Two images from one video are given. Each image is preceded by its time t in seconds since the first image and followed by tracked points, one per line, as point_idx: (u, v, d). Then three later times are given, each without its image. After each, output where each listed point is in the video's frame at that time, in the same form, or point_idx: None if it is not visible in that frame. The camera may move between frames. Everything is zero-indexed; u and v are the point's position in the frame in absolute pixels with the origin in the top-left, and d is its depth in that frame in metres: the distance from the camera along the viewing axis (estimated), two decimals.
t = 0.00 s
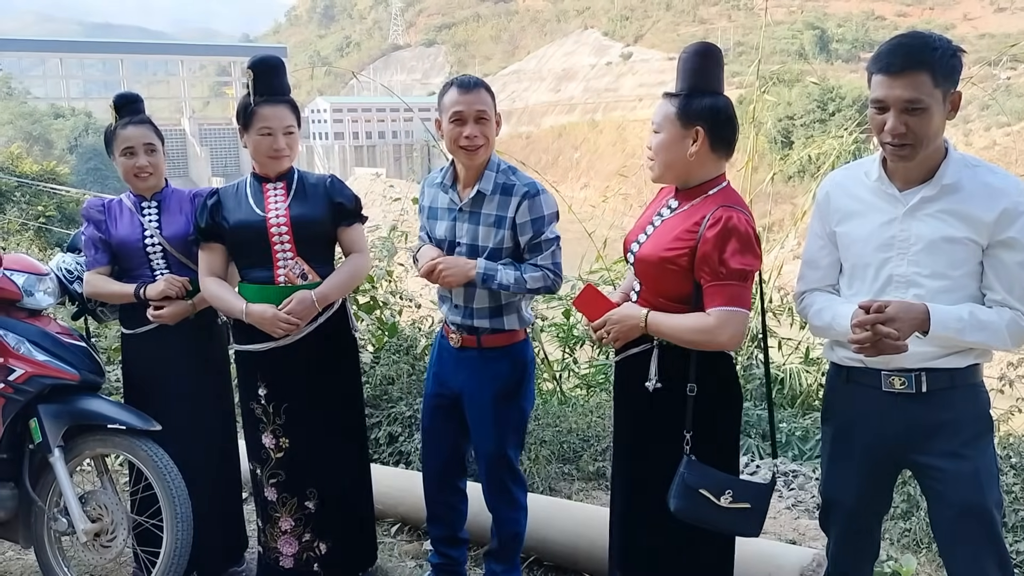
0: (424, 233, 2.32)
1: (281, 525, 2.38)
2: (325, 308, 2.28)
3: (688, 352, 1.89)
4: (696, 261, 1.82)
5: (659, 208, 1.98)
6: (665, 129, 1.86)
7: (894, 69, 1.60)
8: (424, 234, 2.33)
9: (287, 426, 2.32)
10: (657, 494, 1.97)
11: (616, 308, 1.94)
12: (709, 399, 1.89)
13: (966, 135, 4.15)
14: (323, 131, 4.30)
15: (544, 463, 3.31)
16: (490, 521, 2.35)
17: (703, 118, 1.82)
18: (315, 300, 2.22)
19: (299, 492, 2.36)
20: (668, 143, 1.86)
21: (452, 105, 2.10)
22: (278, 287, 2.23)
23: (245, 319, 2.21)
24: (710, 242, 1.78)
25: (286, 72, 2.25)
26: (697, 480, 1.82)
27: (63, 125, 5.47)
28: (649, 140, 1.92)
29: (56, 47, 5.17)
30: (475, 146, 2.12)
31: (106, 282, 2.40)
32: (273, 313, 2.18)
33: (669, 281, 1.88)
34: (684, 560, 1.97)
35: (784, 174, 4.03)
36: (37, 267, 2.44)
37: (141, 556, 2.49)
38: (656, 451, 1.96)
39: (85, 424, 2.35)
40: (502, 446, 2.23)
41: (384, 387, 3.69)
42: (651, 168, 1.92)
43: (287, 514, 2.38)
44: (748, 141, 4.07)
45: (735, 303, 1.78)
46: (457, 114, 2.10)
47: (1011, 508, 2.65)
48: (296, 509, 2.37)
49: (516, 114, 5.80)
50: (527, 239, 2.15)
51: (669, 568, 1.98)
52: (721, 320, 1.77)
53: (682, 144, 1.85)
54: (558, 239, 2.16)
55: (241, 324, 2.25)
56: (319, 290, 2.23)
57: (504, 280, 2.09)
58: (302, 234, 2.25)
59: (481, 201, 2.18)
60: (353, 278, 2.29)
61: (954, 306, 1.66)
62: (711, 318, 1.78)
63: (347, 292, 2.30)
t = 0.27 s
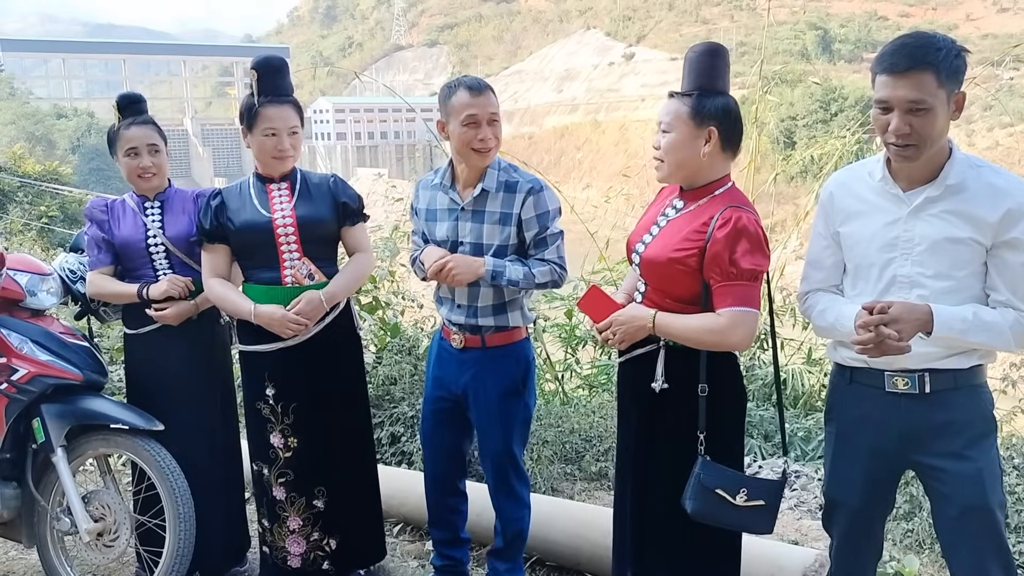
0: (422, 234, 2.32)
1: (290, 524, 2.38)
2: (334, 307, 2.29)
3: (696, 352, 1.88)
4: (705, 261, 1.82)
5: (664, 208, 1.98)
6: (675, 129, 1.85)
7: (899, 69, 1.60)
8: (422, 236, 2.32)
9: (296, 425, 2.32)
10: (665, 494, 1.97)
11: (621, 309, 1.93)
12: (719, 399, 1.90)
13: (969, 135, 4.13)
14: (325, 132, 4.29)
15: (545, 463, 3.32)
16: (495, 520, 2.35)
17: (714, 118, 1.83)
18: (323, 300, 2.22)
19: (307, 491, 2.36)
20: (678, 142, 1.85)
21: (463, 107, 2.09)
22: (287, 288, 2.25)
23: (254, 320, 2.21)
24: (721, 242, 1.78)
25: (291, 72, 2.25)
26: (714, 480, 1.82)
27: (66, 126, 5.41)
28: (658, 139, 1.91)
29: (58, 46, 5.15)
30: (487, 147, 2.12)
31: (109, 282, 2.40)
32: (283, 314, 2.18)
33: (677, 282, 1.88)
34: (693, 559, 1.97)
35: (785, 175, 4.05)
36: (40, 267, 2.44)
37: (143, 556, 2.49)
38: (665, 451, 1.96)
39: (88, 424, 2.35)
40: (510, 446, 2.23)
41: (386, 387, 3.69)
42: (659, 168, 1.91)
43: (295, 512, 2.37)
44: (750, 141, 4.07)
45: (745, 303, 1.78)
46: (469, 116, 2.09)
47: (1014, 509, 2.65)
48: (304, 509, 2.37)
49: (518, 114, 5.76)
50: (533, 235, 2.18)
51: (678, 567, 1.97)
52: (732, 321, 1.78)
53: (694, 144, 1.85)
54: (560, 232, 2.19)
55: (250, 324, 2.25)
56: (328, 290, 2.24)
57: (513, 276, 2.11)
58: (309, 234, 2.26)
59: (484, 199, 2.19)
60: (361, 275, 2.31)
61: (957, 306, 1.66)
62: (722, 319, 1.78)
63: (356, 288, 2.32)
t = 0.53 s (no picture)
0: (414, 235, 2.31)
1: (296, 522, 2.38)
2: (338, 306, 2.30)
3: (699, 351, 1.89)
4: (709, 261, 1.82)
5: (669, 208, 1.99)
6: (683, 127, 1.85)
7: (903, 69, 1.60)
8: (413, 236, 2.31)
9: (302, 424, 2.32)
10: (668, 493, 1.97)
11: (624, 309, 1.93)
12: (723, 397, 1.90)
13: (972, 135, 4.12)
14: (327, 132, 4.29)
15: (547, 463, 3.33)
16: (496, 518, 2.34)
17: (722, 116, 1.83)
18: (330, 299, 2.23)
19: (313, 489, 2.36)
20: (685, 140, 1.85)
21: (465, 106, 2.09)
22: (293, 287, 2.25)
23: (260, 319, 2.21)
24: (724, 242, 1.78)
25: (295, 72, 2.26)
26: (718, 479, 1.82)
27: (69, 125, 5.28)
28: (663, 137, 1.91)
29: (61, 46, 5.14)
30: (487, 146, 2.14)
31: (112, 281, 2.40)
32: (290, 313, 2.18)
33: (681, 281, 1.88)
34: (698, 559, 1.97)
35: (788, 174, 4.11)
36: (43, 267, 2.44)
37: (147, 555, 2.49)
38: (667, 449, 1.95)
39: (92, 423, 2.36)
40: (512, 443, 2.25)
41: (389, 387, 3.69)
42: (665, 168, 1.90)
43: (301, 510, 2.37)
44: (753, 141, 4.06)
45: (749, 302, 1.78)
46: (471, 116, 2.10)
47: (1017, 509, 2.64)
48: (311, 506, 2.37)
49: (520, 114, 5.73)
50: (532, 231, 2.22)
51: (683, 567, 1.97)
52: (735, 320, 1.78)
53: (701, 143, 1.85)
54: (556, 227, 2.24)
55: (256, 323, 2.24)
56: (334, 290, 2.24)
57: (514, 271, 2.13)
58: (314, 234, 2.26)
59: (482, 197, 2.20)
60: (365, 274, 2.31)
61: (961, 307, 1.66)
62: (725, 318, 1.78)
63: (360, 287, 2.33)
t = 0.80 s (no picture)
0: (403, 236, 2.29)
1: (298, 522, 2.38)
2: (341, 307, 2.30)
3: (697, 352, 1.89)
4: (707, 261, 1.82)
5: (670, 210, 1.99)
6: (687, 125, 1.85)
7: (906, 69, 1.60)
8: (404, 238, 2.29)
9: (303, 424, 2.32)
10: (664, 493, 1.97)
11: (623, 308, 1.93)
12: (720, 398, 1.90)
13: (974, 136, 4.11)
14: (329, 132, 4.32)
15: (550, 463, 3.31)
16: (495, 517, 2.34)
17: (726, 116, 1.84)
18: (332, 299, 2.23)
19: (315, 489, 2.36)
20: (689, 138, 1.85)
21: (457, 106, 2.09)
22: (294, 288, 2.25)
23: (262, 319, 2.21)
24: (722, 241, 1.78)
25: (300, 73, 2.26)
26: (708, 479, 1.82)
27: (70, 125, 5.37)
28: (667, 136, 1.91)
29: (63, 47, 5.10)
30: (479, 146, 2.13)
31: (115, 282, 2.40)
32: (292, 313, 2.19)
33: (679, 281, 1.88)
34: (696, 559, 1.96)
35: (790, 175, 4.08)
36: (45, 267, 2.44)
37: (149, 555, 2.50)
38: (665, 449, 1.95)
39: (94, 424, 2.36)
40: (510, 439, 2.26)
41: (390, 387, 3.69)
42: (667, 165, 1.90)
43: (303, 510, 2.38)
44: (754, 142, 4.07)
45: (745, 302, 1.77)
46: (462, 117, 2.10)
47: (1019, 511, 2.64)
48: (313, 506, 2.37)
49: (522, 115, 5.73)
50: (524, 227, 2.24)
51: (682, 569, 1.97)
52: (731, 320, 1.77)
53: (705, 142, 1.85)
54: (546, 223, 2.27)
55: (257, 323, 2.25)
56: (336, 290, 2.24)
57: (509, 268, 2.15)
58: (316, 234, 2.26)
59: (475, 196, 2.21)
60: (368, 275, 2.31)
61: (963, 308, 1.66)
62: (721, 318, 1.78)
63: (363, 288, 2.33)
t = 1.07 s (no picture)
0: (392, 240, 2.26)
1: (295, 523, 2.39)
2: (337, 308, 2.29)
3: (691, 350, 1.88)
4: (703, 259, 1.82)
5: (669, 208, 1.99)
6: (688, 125, 1.85)
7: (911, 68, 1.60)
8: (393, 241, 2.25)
9: (298, 425, 2.32)
10: (658, 492, 1.97)
11: (620, 304, 1.92)
12: (716, 396, 1.89)
13: (976, 136, 4.10)
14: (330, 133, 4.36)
15: (550, 464, 3.31)
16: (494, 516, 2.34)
17: (727, 116, 1.83)
18: (326, 301, 2.22)
19: (312, 490, 2.37)
20: (690, 138, 1.85)
21: (445, 108, 2.09)
22: (290, 288, 2.25)
23: (257, 319, 2.23)
24: (718, 239, 1.78)
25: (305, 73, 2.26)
26: (701, 477, 1.82)
27: (73, 125, 5.30)
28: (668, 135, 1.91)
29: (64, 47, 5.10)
30: (467, 147, 2.13)
31: (116, 281, 2.41)
32: (286, 314, 2.20)
33: (676, 279, 1.88)
34: (690, 559, 1.97)
35: (792, 175, 4.07)
36: (46, 267, 2.44)
37: (150, 555, 2.50)
38: (661, 448, 1.96)
39: (95, 424, 2.36)
40: (506, 433, 2.28)
41: (392, 387, 3.69)
42: (668, 165, 1.90)
43: (300, 512, 2.38)
44: (756, 142, 4.06)
45: (739, 300, 1.77)
46: (450, 119, 2.09)
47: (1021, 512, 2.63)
48: (310, 508, 2.37)
49: (523, 115, 5.70)
50: (515, 223, 2.25)
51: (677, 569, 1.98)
52: (726, 318, 1.77)
53: (705, 142, 1.85)
54: (536, 219, 2.29)
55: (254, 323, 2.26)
56: (331, 292, 2.22)
57: (504, 264, 2.15)
58: (315, 233, 2.25)
59: (465, 196, 2.21)
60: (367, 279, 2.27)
61: (966, 310, 1.65)
62: (715, 315, 1.78)
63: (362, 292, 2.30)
